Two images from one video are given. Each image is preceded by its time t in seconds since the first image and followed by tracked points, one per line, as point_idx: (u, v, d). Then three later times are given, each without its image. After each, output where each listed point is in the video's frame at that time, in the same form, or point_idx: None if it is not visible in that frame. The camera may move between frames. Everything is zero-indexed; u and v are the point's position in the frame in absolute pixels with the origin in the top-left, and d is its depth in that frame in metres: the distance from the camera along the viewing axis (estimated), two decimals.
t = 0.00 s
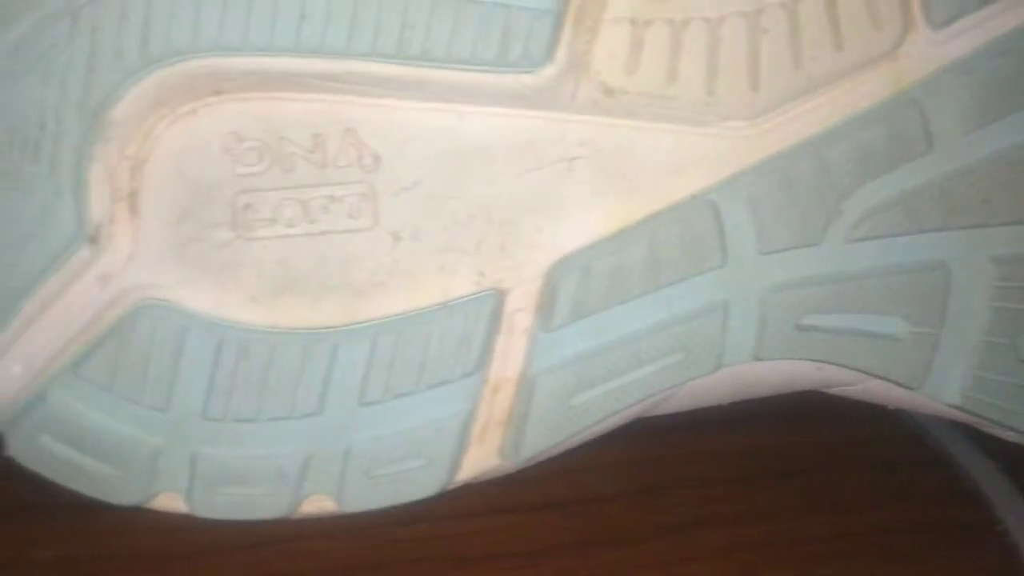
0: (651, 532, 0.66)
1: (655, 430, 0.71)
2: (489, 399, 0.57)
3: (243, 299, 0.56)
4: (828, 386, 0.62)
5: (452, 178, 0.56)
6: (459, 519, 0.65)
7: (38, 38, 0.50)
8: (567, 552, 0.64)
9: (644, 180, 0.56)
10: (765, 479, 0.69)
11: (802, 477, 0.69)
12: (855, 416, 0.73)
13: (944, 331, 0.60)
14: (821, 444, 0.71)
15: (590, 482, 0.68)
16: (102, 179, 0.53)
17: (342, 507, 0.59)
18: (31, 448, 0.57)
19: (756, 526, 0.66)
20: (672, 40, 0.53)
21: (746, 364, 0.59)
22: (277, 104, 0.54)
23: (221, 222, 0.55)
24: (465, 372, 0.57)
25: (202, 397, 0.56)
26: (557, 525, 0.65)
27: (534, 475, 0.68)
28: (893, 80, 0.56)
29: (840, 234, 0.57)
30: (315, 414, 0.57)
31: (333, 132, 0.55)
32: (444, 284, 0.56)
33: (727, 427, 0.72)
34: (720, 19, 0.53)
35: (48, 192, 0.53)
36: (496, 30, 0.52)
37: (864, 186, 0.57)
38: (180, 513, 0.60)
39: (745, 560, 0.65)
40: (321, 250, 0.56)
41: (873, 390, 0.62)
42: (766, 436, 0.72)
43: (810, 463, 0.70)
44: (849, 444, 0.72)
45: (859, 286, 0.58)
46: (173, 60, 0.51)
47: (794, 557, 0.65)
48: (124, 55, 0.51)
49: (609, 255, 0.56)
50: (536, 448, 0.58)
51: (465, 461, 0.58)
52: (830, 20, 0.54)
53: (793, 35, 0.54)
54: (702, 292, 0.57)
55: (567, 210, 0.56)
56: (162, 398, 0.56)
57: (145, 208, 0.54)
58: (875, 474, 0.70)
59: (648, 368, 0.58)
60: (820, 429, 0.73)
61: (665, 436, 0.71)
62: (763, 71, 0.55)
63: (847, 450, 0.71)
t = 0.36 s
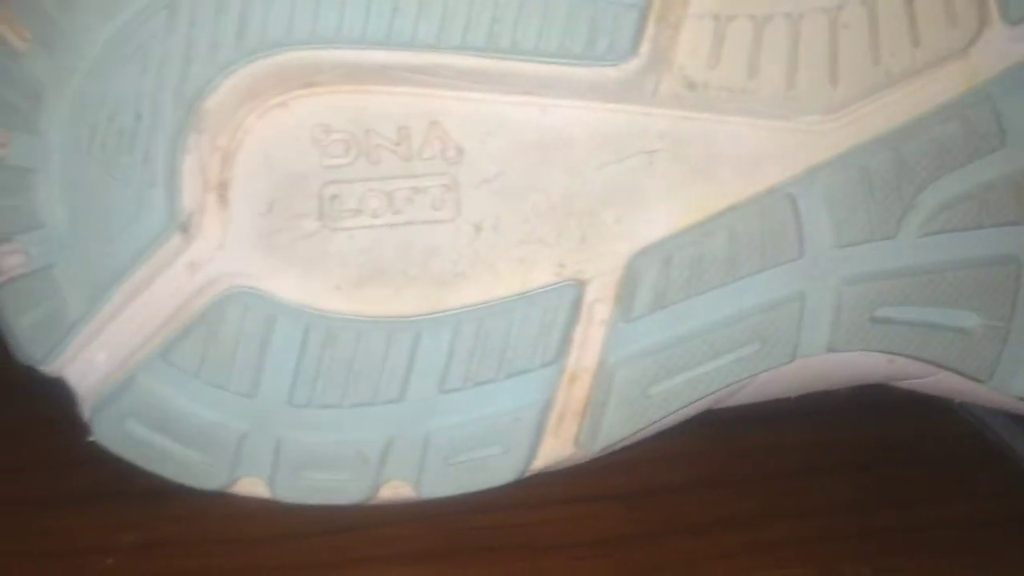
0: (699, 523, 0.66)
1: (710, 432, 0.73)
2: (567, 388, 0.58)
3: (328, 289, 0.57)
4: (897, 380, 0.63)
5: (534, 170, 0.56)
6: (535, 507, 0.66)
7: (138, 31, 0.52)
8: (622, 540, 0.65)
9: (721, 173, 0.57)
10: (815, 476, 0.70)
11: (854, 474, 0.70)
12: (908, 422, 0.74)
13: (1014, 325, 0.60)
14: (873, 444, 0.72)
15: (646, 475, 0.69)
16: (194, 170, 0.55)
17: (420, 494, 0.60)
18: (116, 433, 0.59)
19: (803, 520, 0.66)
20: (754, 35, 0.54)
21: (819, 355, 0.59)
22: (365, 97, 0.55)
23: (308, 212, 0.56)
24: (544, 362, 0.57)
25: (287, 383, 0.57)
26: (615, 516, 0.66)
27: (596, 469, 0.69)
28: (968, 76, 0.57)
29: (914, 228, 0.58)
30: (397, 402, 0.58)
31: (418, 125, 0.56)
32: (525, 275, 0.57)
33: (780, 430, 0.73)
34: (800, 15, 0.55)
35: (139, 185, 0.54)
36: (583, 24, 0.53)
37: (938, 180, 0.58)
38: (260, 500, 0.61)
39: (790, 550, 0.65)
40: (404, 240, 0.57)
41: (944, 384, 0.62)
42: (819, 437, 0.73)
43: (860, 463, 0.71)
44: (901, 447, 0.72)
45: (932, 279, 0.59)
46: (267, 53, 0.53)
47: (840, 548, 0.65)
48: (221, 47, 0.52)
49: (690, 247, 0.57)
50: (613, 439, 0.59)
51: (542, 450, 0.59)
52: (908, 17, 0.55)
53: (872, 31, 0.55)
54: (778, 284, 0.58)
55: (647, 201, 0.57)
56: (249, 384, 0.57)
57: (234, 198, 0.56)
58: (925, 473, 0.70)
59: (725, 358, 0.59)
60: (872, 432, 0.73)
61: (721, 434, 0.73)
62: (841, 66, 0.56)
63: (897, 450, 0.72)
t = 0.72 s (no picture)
0: (734, 512, 0.67)
1: (744, 421, 0.73)
2: (605, 376, 0.59)
3: (371, 279, 0.58)
4: (930, 371, 0.64)
5: (575, 161, 0.57)
6: (568, 497, 0.67)
7: (188, 23, 0.53)
8: (655, 530, 0.65)
9: (758, 165, 0.58)
10: (847, 466, 0.70)
11: (886, 464, 0.70)
12: (939, 414, 0.75)
13: None
14: (904, 436, 0.73)
15: (681, 464, 0.70)
16: (241, 160, 0.56)
17: (459, 482, 0.60)
18: (162, 421, 0.60)
19: (836, 508, 0.67)
20: (792, 28, 0.55)
21: (854, 346, 0.60)
22: (409, 90, 0.56)
23: (352, 204, 0.57)
24: (583, 352, 0.58)
25: (330, 372, 0.58)
26: (650, 505, 0.67)
27: (631, 459, 0.70)
28: (999, 70, 0.58)
29: (949, 219, 0.59)
30: (438, 390, 0.58)
31: (461, 117, 0.56)
32: (565, 265, 0.58)
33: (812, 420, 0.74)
34: (838, 9, 0.55)
35: (187, 177, 0.55)
36: (626, 17, 0.54)
37: (973, 171, 0.58)
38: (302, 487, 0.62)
39: (824, 538, 0.65)
40: (446, 231, 0.57)
41: (974, 373, 0.63)
42: (850, 429, 0.73)
43: (892, 453, 0.71)
44: (933, 440, 0.73)
45: (966, 270, 0.60)
46: (314, 46, 0.54)
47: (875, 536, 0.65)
48: (269, 39, 0.53)
49: (727, 237, 0.58)
50: (651, 426, 0.60)
51: (579, 438, 0.60)
52: (942, 11, 0.56)
53: (907, 24, 0.56)
54: (815, 274, 0.58)
55: (686, 193, 0.58)
56: (293, 372, 0.58)
57: (281, 190, 0.57)
58: (958, 465, 0.70)
59: (761, 347, 0.59)
60: (903, 424, 0.74)
61: (754, 425, 0.73)
62: (878, 59, 0.56)
63: (912, 439, 0.72)
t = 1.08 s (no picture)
0: (770, 515, 0.70)
1: (782, 421, 0.76)
2: (647, 384, 0.62)
3: (423, 292, 0.61)
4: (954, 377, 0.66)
5: (618, 180, 0.60)
6: (613, 495, 0.70)
7: (255, 53, 0.56)
8: (693, 529, 0.68)
9: (793, 185, 0.61)
10: (866, 467, 0.73)
11: (915, 466, 0.73)
12: (961, 413, 0.77)
13: None
14: (926, 435, 0.75)
15: (718, 464, 0.73)
16: (303, 181, 0.59)
17: (507, 483, 0.64)
18: (225, 426, 0.63)
19: (858, 509, 0.70)
20: (827, 56, 0.58)
21: (882, 354, 0.63)
22: (461, 115, 0.59)
23: (407, 221, 0.60)
24: (626, 361, 0.61)
25: (386, 381, 0.61)
26: (684, 504, 0.70)
27: (672, 457, 0.73)
28: None
29: (975, 235, 0.62)
30: (488, 397, 0.62)
31: (510, 138, 0.59)
32: (609, 279, 0.61)
33: (847, 421, 0.76)
34: (872, 36, 0.58)
35: (254, 196, 0.58)
36: (670, 46, 0.57)
37: (999, 189, 0.61)
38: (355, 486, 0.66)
39: (852, 540, 0.68)
40: (496, 247, 0.60)
41: (996, 379, 0.66)
42: (881, 430, 0.76)
43: (920, 454, 0.74)
44: (960, 441, 0.75)
45: (991, 283, 0.62)
46: (374, 75, 0.57)
47: (900, 539, 0.68)
48: (332, 69, 0.56)
49: (764, 251, 0.61)
50: (688, 430, 0.63)
51: (621, 441, 0.63)
52: (972, 38, 0.59)
53: (938, 50, 0.59)
54: (847, 288, 0.61)
55: (724, 210, 0.61)
56: (350, 381, 0.61)
57: (340, 207, 0.60)
58: (976, 465, 0.73)
59: (794, 357, 0.62)
60: (934, 424, 0.76)
61: (791, 426, 0.76)
62: (908, 84, 0.59)
63: (931, 440, 0.75)
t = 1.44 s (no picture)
0: (778, 520, 0.71)
1: (784, 427, 0.79)
2: (652, 398, 0.64)
3: (433, 309, 0.62)
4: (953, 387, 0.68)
5: (623, 199, 0.62)
6: (621, 504, 0.72)
7: (270, 82, 0.58)
8: (700, 538, 0.70)
9: (794, 203, 0.62)
10: (866, 474, 0.75)
11: (917, 470, 0.75)
12: (957, 424, 0.79)
13: None
14: (924, 444, 0.77)
15: (724, 473, 0.75)
16: (316, 203, 0.61)
17: (516, 493, 0.66)
18: (243, 440, 0.65)
19: (858, 514, 0.72)
20: (826, 79, 0.60)
21: (882, 367, 0.65)
22: (469, 138, 0.60)
23: (417, 240, 0.61)
24: (631, 376, 0.63)
25: (399, 396, 0.63)
26: (690, 512, 0.72)
27: (678, 467, 0.75)
28: None
29: (971, 251, 0.63)
30: (497, 411, 0.64)
31: (518, 161, 0.61)
32: (614, 297, 0.63)
33: (848, 425, 0.79)
34: (870, 60, 0.59)
35: (271, 218, 0.60)
36: (672, 72, 0.58)
37: (995, 207, 0.63)
38: (369, 497, 0.68)
39: (858, 543, 0.70)
40: (504, 265, 0.62)
41: (993, 390, 0.68)
42: (882, 434, 0.78)
43: (921, 461, 0.76)
44: (962, 446, 0.77)
45: (987, 297, 0.64)
46: (386, 101, 0.59)
47: (904, 544, 0.70)
48: (345, 96, 0.58)
49: (766, 268, 0.62)
50: (692, 442, 0.65)
51: (627, 453, 0.65)
52: (969, 60, 0.60)
53: (935, 71, 0.60)
54: (846, 302, 0.63)
55: (726, 228, 0.62)
56: (363, 396, 0.63)
57: (353, 227, 0.61)
58: (973, 471, 0.75)
59: (795, 370, 0.64)
60: (933, 429, 0.79)
61: (793, 429, 0.78)
62: (906, 105, 0.61)
63: (929, 448, 0.77)
